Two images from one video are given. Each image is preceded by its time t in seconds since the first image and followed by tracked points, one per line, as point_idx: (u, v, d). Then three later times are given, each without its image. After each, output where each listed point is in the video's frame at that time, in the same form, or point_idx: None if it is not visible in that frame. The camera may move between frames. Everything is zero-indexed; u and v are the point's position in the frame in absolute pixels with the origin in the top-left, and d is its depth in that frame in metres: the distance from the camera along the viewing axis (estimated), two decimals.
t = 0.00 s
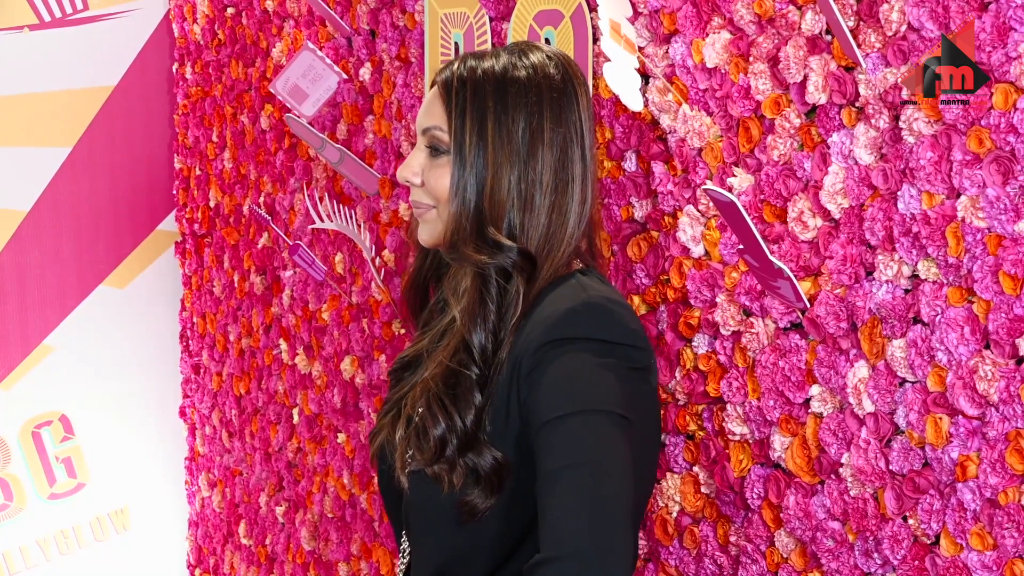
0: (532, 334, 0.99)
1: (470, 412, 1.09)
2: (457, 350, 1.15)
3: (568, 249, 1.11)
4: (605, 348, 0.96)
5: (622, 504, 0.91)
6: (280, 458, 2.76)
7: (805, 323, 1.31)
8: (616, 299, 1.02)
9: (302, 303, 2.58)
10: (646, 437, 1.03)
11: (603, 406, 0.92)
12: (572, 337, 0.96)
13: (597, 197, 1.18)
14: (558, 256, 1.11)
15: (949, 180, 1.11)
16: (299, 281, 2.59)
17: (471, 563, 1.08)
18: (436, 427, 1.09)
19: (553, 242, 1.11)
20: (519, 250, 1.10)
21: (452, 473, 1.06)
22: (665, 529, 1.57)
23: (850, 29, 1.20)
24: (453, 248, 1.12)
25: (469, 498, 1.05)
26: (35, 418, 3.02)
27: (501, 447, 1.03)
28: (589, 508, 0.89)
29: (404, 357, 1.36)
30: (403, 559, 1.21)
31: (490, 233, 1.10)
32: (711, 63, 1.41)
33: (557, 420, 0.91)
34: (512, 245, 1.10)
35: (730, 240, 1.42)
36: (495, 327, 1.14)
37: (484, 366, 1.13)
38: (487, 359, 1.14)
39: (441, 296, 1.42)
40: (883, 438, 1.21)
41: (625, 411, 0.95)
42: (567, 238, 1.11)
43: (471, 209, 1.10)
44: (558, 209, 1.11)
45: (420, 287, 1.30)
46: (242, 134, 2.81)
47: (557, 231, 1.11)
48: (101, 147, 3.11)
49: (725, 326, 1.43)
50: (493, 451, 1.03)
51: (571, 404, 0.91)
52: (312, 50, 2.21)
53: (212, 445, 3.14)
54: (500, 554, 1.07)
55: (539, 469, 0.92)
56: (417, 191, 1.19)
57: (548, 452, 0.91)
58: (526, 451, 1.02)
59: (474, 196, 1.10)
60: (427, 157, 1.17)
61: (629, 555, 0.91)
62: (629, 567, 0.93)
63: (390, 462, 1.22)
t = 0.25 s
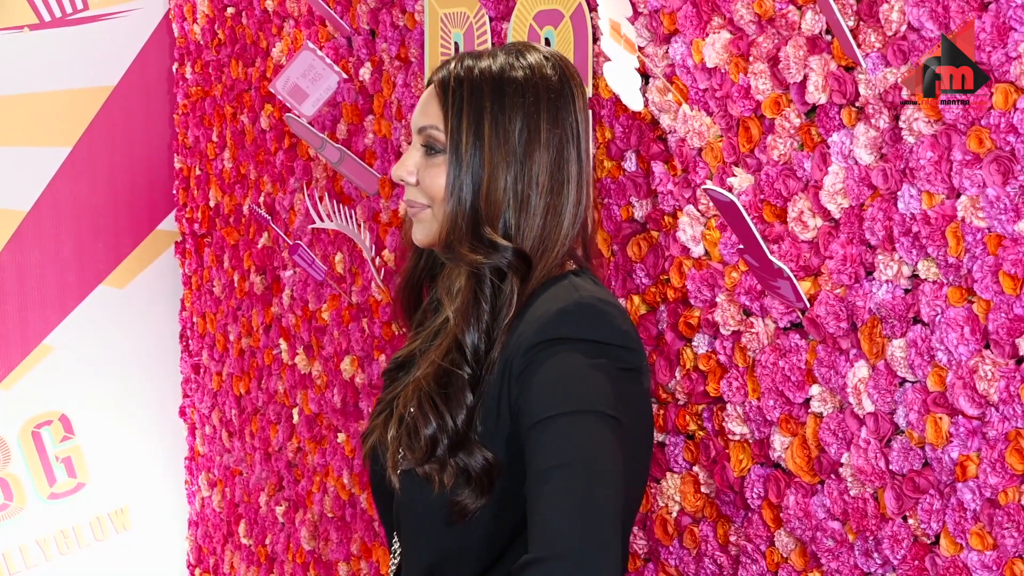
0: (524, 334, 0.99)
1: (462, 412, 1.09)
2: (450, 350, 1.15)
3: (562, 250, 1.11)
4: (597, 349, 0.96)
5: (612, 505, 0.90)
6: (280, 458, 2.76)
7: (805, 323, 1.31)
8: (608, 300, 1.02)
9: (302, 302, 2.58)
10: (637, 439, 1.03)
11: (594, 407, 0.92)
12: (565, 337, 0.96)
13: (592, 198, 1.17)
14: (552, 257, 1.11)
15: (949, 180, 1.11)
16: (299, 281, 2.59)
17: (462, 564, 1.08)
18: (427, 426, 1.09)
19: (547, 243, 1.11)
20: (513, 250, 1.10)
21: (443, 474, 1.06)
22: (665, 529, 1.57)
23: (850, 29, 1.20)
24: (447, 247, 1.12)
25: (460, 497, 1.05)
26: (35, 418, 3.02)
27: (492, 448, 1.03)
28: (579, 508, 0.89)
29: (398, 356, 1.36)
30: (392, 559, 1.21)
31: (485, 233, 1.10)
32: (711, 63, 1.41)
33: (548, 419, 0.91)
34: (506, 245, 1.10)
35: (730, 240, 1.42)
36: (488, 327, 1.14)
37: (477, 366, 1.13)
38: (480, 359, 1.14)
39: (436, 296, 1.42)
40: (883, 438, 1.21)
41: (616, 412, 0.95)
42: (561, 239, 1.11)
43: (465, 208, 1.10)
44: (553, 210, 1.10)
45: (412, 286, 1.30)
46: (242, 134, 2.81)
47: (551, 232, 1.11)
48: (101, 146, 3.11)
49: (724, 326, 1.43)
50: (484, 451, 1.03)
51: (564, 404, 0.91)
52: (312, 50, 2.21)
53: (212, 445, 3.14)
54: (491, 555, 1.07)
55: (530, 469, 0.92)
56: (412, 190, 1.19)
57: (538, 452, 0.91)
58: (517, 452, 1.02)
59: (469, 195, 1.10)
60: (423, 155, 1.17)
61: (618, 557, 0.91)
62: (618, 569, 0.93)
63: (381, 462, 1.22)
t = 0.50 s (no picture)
0: (521, 336, 0.99)
1: (459, 414, 1.09)
2: (445, 352, 1.15)
3: (557, 250, 1.11)
4: (594, 350, 0.96)
5: (610, 506, 0.90)
6: (280, 458, 2.76)
7: (805, 323, 1.31)
8: (605, 301, 1.02)
9: (302, 302, 2.58)
10: (635, 439, 1.03)
11: (592, 408, 0.92)
12: (562, 338, 0.96)
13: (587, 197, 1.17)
14: (547, 258, 1.11)
15: (949, 179, 1.11)
16: (299, 281, 2.60)
17: (459, 566, 1.08)
18: (424, 428, 1.09)
19: (541, 244, 1.10)
20: (507, 251, 1.10)
21: (440, 476, 1.06)
22: (665, 528, 1.57)
23: (850, 29, 1.20)
24: (441, 249, 1.12)
25: (457, 500, 1.05)
26: (35, 418, 3.02)
27: (489, 450, 1.03)
28: (577, 509, 0.89)
29: (394, 358, 1.36)
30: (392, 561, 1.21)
31: (479, 234, 1.10)
32: (711, 63, 1.41)
33: (545, 421, 0.91)
34: (500, 246, 1.09)
35: (730, 240, 1.42)
36: (484, 328, 1.14)
37: (473, 368, 1.13)
38: (476, 360, 1.14)
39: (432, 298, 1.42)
40: (883, 438, 1.21)
41: (614, 413, 0.95)
42: (555, 239, 1.11)
43: (459, 210, 1.10)
44: (547, 210, 1.10)
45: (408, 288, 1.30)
46: (243, 134, 2.81)
47: (545, 233, 1.11)
48: (101, 146, 3.11)
49: (725, 326, 1.43)
50: (480, 453, 1.03)
51: (560, 406, 0.91)
52: (312, 50, 2.21)
53: (212, 445, 3.14)
54: (488, 557, 1.07)
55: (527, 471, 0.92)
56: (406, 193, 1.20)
57: (536, 454, 0.91)
58: (513, 453, 1.02)
59: (463, 197, 1.10)
60: (416, 158, 1.17)
61: (616, 558, 0.91)
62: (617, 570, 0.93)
63: (379, 464, 1.22)
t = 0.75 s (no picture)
0: (521, 338, 0.99)
1: (458, 416, 1.09)
2: (443, 354, 1.15)
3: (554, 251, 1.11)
4: (594, 351, 0.96)
5: (613, 507, 0.90)
6: (280, 458, 2.76)
7: (805, 323, 1.31)
8: (605, 302, 1.02)
9: (302, 303, 2.58)
10: (636, 440, 1.03)
11: (594, 410, 0.91)
12: (562, 340, 0.96)
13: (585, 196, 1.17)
14: (543, 259, 1.10)
15: (950, 180, 1.11)
16: (300, 281, 2.60)
17: (462, 568, 1.08)
18: (424, 432, 1.08)
19: (538, 245, 1.10)
20: (503, 252, 1.10)
21: (442, 478, 1.06)
22: (666, 529, 1.57)
23: (851, 29, 1.20)
24: (436, 250, 1.12)
25: (459, 503, 1.05)
26: (35, 418, 3.02)
27: (490, 452, 1.03)
28: (580, 511, 0.89)
29: (393, 359, 1.36)
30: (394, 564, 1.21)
31: (474, 236, 1.10)
32: (711, 63, 1.41)
33: (547, 424, 0.91)
34: (495, 248, 1.09)
35: (731, 240, 1.42)
36: (481, 331, 1.13)
37: (471, 370, 1.13)
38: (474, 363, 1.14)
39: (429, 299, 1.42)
40: (884, 438, 1.21)
41: (615, 414, 0.95)
42: (552, 239, 1.11)
43: (454, 211, 1.10)
44: (542, 210, 1.10)
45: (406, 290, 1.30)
46: (243, 134, 2.81)
47: (542, 233, 1.10)
48: (101, 147, 3.10)
49: (725, 326, 1.43)
50: (481, 455, 1.03)
51: (562, 408, 0.91)
52: (313, 50, 2.21)
53: (213, 445, 3.14)
54: (490, 559, 1.07)
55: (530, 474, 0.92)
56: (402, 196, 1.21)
57: (539, 456, 0.91)
58: (515, 455, 1.02)
59: (458, 198, 1.10)
60: (411, 160, 1.17)
61: (620, 559, 0.91)
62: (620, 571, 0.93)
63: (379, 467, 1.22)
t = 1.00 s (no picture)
0: (521, 340, 0.99)
1: (457, 418, 1.09)
2: (442, 356, 1.15)
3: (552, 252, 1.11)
4: (594, 353, 0.96)
5: (614, 509, 0.91)
6: (282, 458, 2.77)
7: (807, 323, 1.31)
8: (606, 303, 1.02)
9: (304, 302, 2.59)
10: (637, 441, 1.03)
11: (595, 412, 0.92)
12: (562, 341, 0.96)
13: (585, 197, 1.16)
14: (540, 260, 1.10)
15: (952, 180, 1.11)
16: (301, 281, 2.60)
17: (462, 569, 1.08)
18: (423, 434, 1.09)
19: (535, 246, 1.10)
20: (499, 253, 1.10)
21: (441, 480, 1.06)
22: (667, 529, 1.57)
23: (852, 29, 1.20)
24: (433, 251, 1.13)
25: (458, 504, 1.05)
26: (37, 418, 3.03)
27: (490, 453, 1.03)
28: (581, 513, 0.89)
29: (394, 359, 1.36)
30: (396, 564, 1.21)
31: (470, 237, 1.10)
32: (713, 63, 1.41)
33: (547, 426, 0.91)
34: (491, 249, 1.10)
35: (732, 240, 1.42)
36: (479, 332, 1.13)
37: (470, 372, 1.13)
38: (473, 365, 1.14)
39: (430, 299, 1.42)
40: (885, 439, 1.21)
41: (616, 416, 0.95)
42: (550, 240, 1.10)
43: (451, 212, 1.10)
44: (539, 211, 1.10)
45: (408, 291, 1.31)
46: (245, 134, 2.81)
47: (538, 234, 1.10)
48: (103, 147, 3.11)
49: (727, 326, 1.43)
50: (481, 457, 1.03)
51: (562, 410, 0.91)
52: (314, 50, 2.21)
53: (215, 445, 3.14)
54: (491, 559, 1.07)
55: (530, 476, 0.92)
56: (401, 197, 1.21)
57: (539, 458, 0.91)
58: (514, 457, 1.03)
59: (455, 199, 1.10)
60: (410, 161, 1.18)
61: (620, 560, 0.92)
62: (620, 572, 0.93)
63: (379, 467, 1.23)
